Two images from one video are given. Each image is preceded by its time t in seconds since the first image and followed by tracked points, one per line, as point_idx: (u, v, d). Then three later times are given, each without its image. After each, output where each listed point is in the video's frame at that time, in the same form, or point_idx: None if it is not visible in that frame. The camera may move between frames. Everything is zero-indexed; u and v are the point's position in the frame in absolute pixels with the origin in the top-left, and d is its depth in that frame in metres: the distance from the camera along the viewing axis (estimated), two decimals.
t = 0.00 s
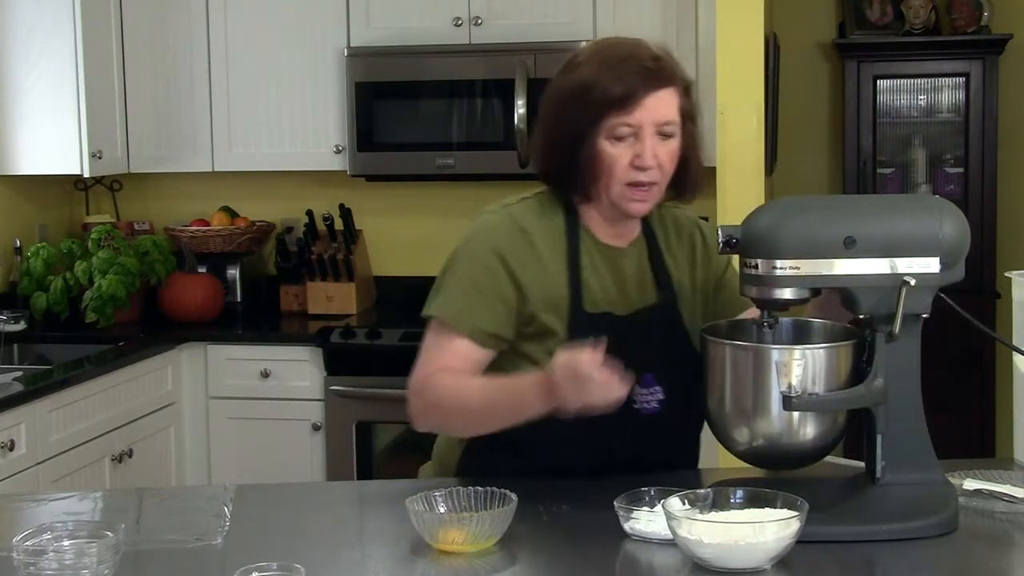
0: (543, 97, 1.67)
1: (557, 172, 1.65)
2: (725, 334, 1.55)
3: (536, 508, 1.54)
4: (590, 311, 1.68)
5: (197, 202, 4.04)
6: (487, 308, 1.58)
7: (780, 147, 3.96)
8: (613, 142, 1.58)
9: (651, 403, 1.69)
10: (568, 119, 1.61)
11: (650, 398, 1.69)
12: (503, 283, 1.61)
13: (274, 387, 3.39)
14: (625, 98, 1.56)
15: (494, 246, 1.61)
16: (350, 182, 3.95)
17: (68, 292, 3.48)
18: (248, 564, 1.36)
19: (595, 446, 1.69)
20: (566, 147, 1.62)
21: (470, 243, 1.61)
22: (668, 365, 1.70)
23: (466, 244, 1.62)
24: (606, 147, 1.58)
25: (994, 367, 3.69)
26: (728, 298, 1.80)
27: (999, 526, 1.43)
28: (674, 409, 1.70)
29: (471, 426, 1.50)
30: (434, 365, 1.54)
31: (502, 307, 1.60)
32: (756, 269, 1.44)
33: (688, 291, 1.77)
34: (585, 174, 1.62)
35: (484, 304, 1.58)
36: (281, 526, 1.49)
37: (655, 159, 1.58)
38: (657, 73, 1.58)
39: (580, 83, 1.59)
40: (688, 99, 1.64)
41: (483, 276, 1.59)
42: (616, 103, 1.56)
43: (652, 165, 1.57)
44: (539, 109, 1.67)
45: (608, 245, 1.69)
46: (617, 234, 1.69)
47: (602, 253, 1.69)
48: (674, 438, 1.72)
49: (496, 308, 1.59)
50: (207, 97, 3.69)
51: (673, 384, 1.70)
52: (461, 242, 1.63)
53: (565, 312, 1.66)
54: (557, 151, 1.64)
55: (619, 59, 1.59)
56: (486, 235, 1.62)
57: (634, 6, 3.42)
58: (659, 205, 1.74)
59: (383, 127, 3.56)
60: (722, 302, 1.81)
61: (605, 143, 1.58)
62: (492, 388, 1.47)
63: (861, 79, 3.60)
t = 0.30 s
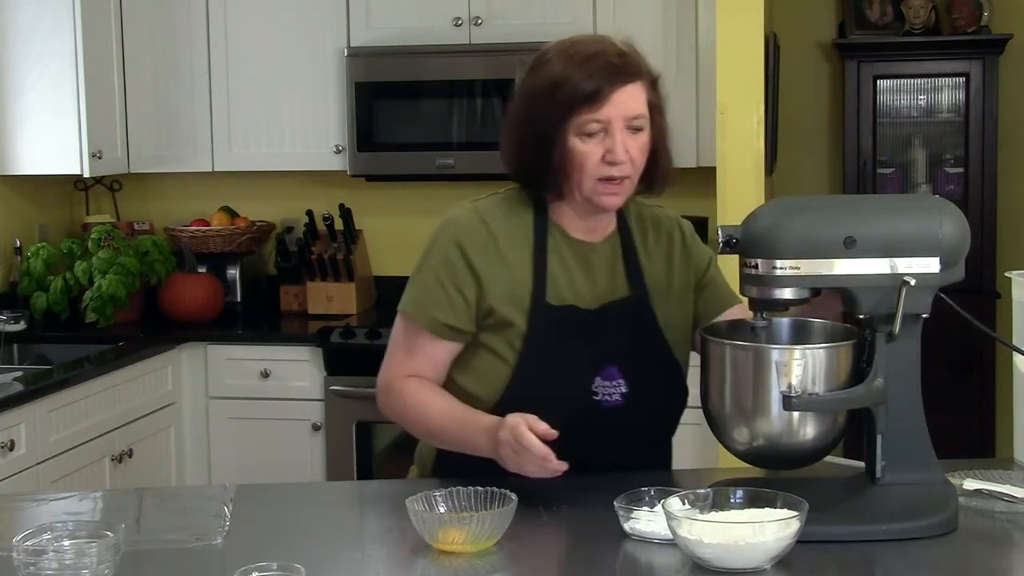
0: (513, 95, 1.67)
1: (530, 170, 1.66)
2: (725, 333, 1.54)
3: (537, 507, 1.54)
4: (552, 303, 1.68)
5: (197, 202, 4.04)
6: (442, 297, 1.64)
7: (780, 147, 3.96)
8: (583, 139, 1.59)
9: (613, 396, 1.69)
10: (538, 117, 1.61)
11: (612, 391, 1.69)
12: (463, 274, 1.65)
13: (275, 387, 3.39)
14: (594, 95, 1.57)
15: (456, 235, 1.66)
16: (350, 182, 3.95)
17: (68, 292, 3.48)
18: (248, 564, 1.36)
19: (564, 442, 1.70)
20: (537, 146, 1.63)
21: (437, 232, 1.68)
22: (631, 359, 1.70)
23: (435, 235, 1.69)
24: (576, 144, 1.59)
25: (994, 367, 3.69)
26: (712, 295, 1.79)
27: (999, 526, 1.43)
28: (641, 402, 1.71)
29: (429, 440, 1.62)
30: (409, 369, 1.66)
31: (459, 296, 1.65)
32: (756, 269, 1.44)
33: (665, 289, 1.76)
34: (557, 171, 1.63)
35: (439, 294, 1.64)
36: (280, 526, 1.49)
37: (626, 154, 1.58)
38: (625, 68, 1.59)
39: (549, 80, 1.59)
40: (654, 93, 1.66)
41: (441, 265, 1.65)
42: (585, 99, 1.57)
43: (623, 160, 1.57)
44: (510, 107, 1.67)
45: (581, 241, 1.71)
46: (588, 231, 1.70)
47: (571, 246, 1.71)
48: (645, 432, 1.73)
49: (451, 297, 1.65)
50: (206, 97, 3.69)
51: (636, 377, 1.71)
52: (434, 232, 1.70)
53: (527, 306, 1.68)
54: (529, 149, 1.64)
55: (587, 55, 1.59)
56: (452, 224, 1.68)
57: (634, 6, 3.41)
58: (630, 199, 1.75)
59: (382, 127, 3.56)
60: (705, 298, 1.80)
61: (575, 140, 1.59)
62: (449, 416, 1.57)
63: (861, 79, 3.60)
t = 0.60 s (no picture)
0: (501, 94, 1.68)
1: (519, 168, 1.66)
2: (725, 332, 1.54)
3: (536, 507, 1.53)
4: (535, 299, 1.69)
5: (197, 202, 4.05)
6: (428, 291, 1.65)
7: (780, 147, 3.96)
8: (573, 135, 1.59)
9: (595, 391, 1.70)
10: (528, 114, 1.62)
11: (593, 386, 1.70)
12: (448, 269, 1.66)
13: (275, 387, 3.39)
14: (583, 91, 1.57)
15: (441, 231, 1.67)
16: (350, 181, 3.95)
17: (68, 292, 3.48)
18: (248, 564, 1.36)
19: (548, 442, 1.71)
20: (526, 143, 1.63)
21: (425, 228, 1.69)
22: (613, 356, 1.71)
23: (422, 230, 1.70)
24: (566, 140, 1.59)
25: (993, 367, 3.69)
26: (699, 296, 1.78)
27: (999, 526, 1.43)
28: (623, 399, 1.72)
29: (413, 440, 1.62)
30: (398, 368, 1.66)
31: (445, 290, 1.66)
32: (756, 269, 1.44)
33: (649, 288, 1.75)
34: (547, 169, 1.62)
35: (425, 287, 1.65)
36: (279, 526, 1.49)
37: (616, 149, 1.58)
38: (613, 65, 1.59)
39: (538, 78, 1.60)
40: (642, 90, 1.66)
41: (427, 258, 1.66)
42: (574, 96, 1.57)
43: (613, 156, 1.57)
44: (498, 106, 1.68)
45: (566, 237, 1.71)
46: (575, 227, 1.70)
47: (555, 242, 1.71)
48: (629, 429, 1.73)
49: (436, 290, 1.65)
50: (206, 96, 3.69)
51: (619, 373, 1.71)
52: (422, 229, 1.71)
53: (511, 300, 1.68)
54: (517, 147, 1.64)
55: (575, 53, 1.59)
56: (439, 220, 1.69)
57: (634, 5, 3.41)
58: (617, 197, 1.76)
59: (382, 127, 3.56)
60: (693, 299, 1.78)
61: (565, 136, 1.59)
62: (435, 419, 1.57)
63: (861, 79, 3.60)
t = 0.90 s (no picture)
0: (494, 94, 1.68)
1: (511, 167, 1.66)
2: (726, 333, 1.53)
3: (536, 507, 1.53)
4: (524, 299, 1.69)
5: (197, 202, 4.05)
6: (418, 291, 1.65)
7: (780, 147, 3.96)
8: (564, 134, 1.59)
9: (584, 391, 1.70)
10: (519, 113, 1.62)
11: (583, 385, 1.70)
12: (438, 270, 1.67)
13: (274, 387, 3.39)
14: (575, 89, 1.57)
15: (432, 230, 1.68)
16: (350, 181, 3.95)
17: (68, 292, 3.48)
18: (248, 564, 1.36)
19: (539, 442, 1.71)
20: (518, 142, 1.63)
21: (416, 227, 1.70)
22: (602, 355, 1.71)
23: (413, 229, 1.70)
24: (558, 138, 1.59)
25: (993, 366, 3.69)
26: (688, 301, 1.78)
27: (999, 526, 1.43)
28: (613, 399, 1.72)
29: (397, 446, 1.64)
30: (387, 369, 1.68)
31: (434, 290, 1.66)
32: (756, 269, 1.44)
33: (640, 289, 1.75)
34: (538, 167, 1.62)
35: (415, 287, 1.66)
36: (279, 526, 1.49)
37: (607, 148, 1.58)
38: (606, 64, 1.60)
39: (530, 77, 1.60)
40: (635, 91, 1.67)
41: (417, 258, 1.66)
42: (566, 94, 1.57)
43: (604, 154, 1.57)
44: (491, 106, 1.68)
45: (559, 237, 1.71)
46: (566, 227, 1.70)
47: (547, 244, 1.71)
48: (619, 429, 1.73)
49: (426, 290, 1.66)
50: (206, 97, 3.69)
51: (608, 373, 1.72)
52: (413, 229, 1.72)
53: (501, 299, 1.68)
54: (509, 146, 1.64)
55: (567, 51, 1.60)
56: (431, 219, 1.69)
57: (634, 5, 3.41)
58: (608, 197, 1.76)
59: (382, 127, 3.56)
60: (682, 303, 1.78)
61: (556, 134, 1.59)
62: (418, 430, 1.59)
63: (861, 79, 3.60)
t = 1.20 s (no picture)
0: (489, 94, 1.68)
1: (505, 168, 1.66)
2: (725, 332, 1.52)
3: (536, 507, 1.53)
4: (520, 298, 1.69)
5: (198, 203, 4.05)
6: (412, 291, 1.66)
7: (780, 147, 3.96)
8: (557, 135, 1.59)
9: (578, 392, 1.70)
10: (513, 114, 1.62)
11: (577, 387, 1.70)
12: (433, 270, 1.67)
13: (274, 387, 3.39)
14: (567, 91, 1.57)
15: (427, 230, 1.68)
16: (350, 181, 3.95)
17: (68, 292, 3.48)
18: (248, 564, 1.36)
19: (536, 443, 1.70)
20: (512, 143, 1.63)
21: (411, 226, 1.70)
22: (595, 356, 1.71)
23: (408, 228, 1.71)
24: (550, 140, 1.59)
25: (993, 367, 3.69)
26: (685, 302, 1.77)
27: (999, 526, 1.43)
28: (607, 399, 1.72)
29: (391, 446, 1.65)
30: (382, 370, 1.68)
31: (429, 289, 1.66)
32: (756, 269, 1.44)
33: (638, 289, 1.75)
34: (532, 168, 1.62)
35: (409, 285, 1.66)
36: (279, 526, 1.49)
37: (600, 150, 1.58)
38: (600, 66, 1.60)
39: (523, 78, 1.60)
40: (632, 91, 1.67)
41: (412, 257, 1.67)
42: (558, 96, 1.57)
43: (596, 156, 1.57)
44: (486, 106, 1.68)
45: (554, 238, 1.71)
46: (561, 228, 1.71)
47: (544, 246, 1.71)
48: (615, 429, 1.73)
49: (421, 290, 1.66)
50: (206, 96, 3.69)
51: (601, 373, 1.72)
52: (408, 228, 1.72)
53: (495, 300, 1.68)
54: (503, 147, 1.65)
55: (561, 52, 1.60)
56: (426, 219, 1.70)
57: (634, 5, 3.41)
58: (605, 197, 1.76)
59: (382, 127, 3.56)
60: (679, 304, 1.78)
61: (549, 136, 1.59)
62: (415, 434, 1.60)
63: (861, 79, 3.60)
